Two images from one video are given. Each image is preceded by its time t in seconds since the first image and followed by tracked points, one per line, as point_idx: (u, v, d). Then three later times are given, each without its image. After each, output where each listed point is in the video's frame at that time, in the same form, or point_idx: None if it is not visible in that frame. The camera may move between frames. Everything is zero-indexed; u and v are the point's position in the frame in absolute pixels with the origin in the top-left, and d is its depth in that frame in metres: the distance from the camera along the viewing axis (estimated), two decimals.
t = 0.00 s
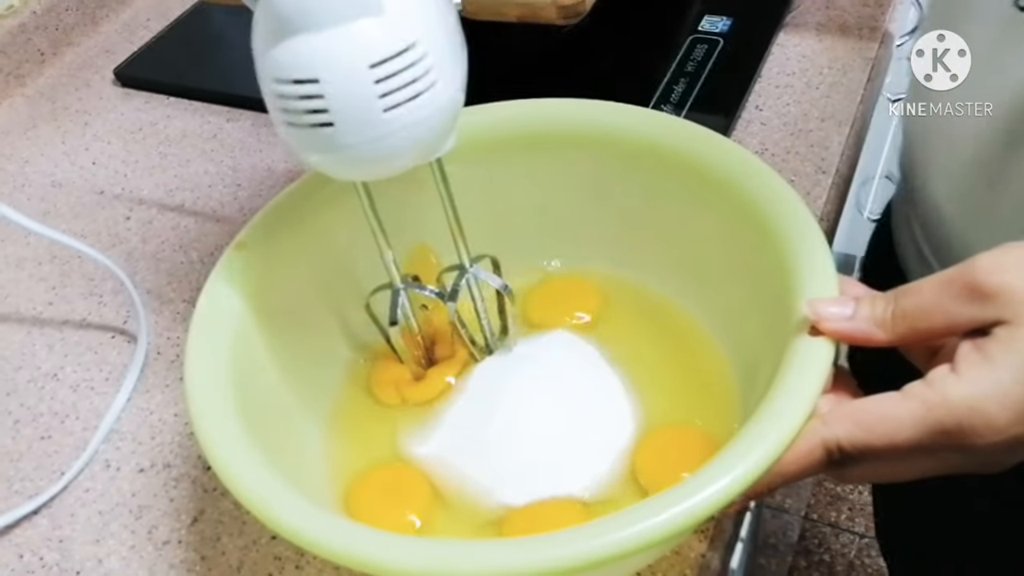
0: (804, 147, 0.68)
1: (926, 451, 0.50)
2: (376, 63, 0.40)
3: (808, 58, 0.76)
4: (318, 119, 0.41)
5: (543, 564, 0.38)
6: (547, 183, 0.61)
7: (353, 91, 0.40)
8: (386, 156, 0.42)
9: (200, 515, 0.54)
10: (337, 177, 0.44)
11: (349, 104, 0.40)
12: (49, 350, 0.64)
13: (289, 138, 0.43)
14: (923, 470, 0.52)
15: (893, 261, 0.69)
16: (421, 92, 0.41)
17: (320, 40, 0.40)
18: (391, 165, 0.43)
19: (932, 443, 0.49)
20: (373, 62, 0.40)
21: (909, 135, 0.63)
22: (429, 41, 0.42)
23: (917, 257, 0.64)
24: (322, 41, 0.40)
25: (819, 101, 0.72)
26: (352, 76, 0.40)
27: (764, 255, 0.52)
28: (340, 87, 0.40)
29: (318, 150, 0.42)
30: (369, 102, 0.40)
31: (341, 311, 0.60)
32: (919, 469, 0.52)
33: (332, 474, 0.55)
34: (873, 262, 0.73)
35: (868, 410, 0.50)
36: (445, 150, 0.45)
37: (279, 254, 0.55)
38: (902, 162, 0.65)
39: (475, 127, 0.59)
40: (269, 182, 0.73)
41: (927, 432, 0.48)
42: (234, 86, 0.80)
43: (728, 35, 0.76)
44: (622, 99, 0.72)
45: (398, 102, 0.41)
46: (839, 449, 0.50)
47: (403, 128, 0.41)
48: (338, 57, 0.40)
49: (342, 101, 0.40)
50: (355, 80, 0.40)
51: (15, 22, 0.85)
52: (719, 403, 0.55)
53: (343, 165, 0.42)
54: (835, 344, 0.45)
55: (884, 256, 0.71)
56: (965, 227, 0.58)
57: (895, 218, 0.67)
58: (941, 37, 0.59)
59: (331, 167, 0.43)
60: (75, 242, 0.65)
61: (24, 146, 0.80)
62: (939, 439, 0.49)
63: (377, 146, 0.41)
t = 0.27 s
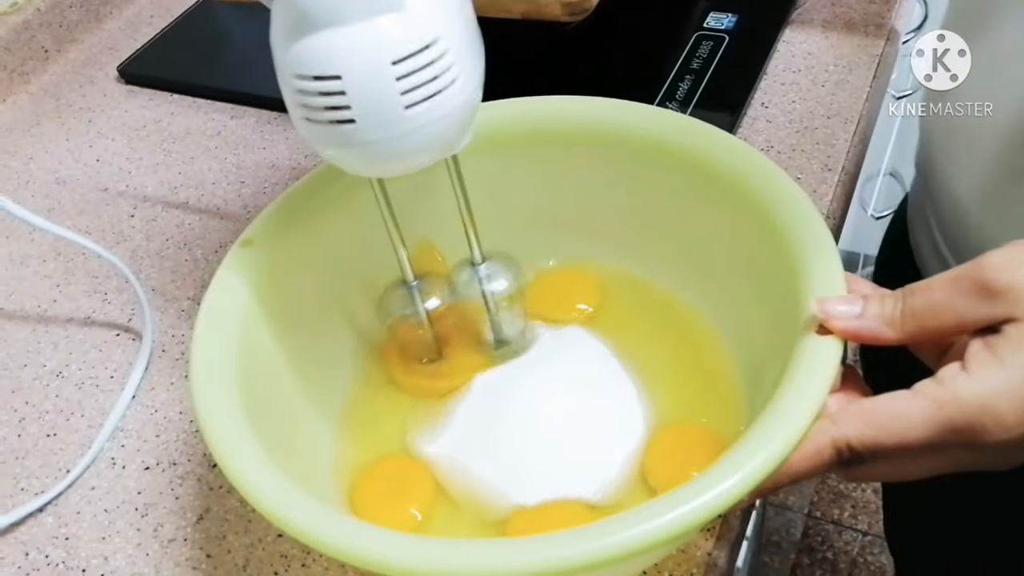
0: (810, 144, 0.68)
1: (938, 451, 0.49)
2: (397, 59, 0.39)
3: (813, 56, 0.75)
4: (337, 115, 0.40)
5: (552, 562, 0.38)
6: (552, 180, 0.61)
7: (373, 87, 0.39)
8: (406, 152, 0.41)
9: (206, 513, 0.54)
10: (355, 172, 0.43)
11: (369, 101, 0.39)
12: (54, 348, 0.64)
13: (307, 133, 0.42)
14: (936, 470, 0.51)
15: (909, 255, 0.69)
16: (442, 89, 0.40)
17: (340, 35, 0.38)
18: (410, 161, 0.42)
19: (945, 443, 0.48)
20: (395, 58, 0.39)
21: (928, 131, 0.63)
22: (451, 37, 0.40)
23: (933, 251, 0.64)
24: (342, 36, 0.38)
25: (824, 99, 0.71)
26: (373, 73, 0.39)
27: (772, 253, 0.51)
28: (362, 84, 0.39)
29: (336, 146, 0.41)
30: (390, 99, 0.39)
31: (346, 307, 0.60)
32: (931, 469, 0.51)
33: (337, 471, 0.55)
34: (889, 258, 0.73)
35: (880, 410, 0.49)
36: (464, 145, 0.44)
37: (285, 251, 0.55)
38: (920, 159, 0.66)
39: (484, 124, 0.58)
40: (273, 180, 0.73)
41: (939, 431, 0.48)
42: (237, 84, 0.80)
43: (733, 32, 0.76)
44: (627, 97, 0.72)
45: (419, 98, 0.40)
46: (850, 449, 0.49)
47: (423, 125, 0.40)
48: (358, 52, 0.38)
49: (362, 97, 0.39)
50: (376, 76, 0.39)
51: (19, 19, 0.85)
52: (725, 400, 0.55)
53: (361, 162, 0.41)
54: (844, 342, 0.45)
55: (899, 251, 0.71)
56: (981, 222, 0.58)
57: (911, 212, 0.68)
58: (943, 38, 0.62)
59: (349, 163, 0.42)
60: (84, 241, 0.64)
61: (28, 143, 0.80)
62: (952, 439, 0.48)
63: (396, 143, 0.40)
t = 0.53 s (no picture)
0: (814, 143, 0.68)
1: (943, 451, 0.49)
2: (395, 70, 0.39)
3: (818, 55, 0.75)
4: (332, 123, 0.39)
5: (556, 562, 0.38)
6: (556, 181, 0.61)
7: (368, 97, 0.39)
8: (399, 165, 0.41)
9: (210, 511, 0.54)
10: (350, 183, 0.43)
11: (364, 109, 0.39)
12: (58, 346, 0.64)
13: (303, 139, 0.41)
14: (939, 471, 0.51)
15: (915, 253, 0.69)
16: (439, 103, 0.40)
17: (340, 41, 0.38)
18: (405, 176, 0.41)
19: (950, 444, 0.48)
20: (392, 69, 0.39)
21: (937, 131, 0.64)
22: (451, 50, 0.40)
23: (940, 247, 0.64)
24: (342, 43, 0.38)
25: (829, 97, 0.71)
26: (368, 82, 0.39)
27: (776, 252, 0.51)
28: (358, 91, 0.39)
29: (330, 154, 0.41)
30: (384, 109, 0.39)
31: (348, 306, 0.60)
32: (935, 470, 0.51)
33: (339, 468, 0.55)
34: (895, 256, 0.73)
35: (886, 410, 0.49)
36: (461, 164, 0.44)
37: (289, 250, 0.55)
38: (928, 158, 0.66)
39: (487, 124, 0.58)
40: (277, 178, 0.73)
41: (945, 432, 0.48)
42: (241, 82, 0.80)
43: (737, 31, 0.76)
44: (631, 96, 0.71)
45: (414, 111, 0.39)
46: (855, 450, 0.49)
47: (418, 139, 0.40)
48: (355, 61, 0.38)
49: (356, 106, 0.39)
50: (372, 86, 0.39)
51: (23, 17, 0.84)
52: (728, 400, 0.55)
53: (355, 172, 0.41)
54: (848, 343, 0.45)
55: (906, 248, 0.71)
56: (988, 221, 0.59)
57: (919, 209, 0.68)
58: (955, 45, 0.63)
59: (343, 172, 0.41)
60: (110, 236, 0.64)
61: (32, 142, 0.80)
62: (957, 440, 0.48)
63: (390, 155, 0.40)
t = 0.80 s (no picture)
0: (815, 142, 0.68)
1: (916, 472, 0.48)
2: (402, 76, 0.38)
3: (819, 53, 0.75)
4: (337, 124, 0.39)
5: (555, 560, 0.38)
6: (557, 180, 0.61)
7: (372, 102, 0.38)
8: (402, 172, 0.40)
9: (211, 509, 0.54)
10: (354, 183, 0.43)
11: (367, 113, 0.39)
12: (60, 344, 0.64)
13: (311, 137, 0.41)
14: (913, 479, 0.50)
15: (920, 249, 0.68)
16: (447, 112, 0.40)
17: (350, 43, 0.38)
18: (411, 183, 0.41)
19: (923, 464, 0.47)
20: (398, 75, 0.38)
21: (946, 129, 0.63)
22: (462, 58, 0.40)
23: (943, 244, 0.64)
24: (352, 46, 0.38)
25: (830, 96, 0.71)
26: (375, 86, 0.38)
27: (776, 251, 0.51)
28: (361, 96, 0.38)
29: (334, 154, 0.40)
30: (389, 115, 0.39)
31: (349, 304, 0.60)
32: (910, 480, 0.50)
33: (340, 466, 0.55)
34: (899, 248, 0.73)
35: (855, 440, 0.47)
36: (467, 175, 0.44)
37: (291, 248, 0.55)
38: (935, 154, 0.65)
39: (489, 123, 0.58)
40: (279, 177, 0.73)
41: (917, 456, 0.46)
42: (242, 81, 0.80)
43: (739, 30, 0.76)
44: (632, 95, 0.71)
45: (417, 119, 0.39)
46: (829, 484, 0.47)
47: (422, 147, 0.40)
48: (363, 65, 0.38)
49: (369, 111, 0.39)
50: (377, 92, 0.38)
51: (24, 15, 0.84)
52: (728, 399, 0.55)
53: (359, 174, 0.41)
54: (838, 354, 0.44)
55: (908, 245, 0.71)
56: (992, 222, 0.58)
57: (922, 204, 0.67)
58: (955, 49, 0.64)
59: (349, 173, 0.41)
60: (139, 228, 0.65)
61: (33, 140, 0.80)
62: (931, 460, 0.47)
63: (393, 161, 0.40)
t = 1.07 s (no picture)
0: (815, 142, 0.68)
1: (905, 480, 0.46)
2: (430, 76, 0.39)
3: (819, 53, 0.75)
4: (365, 126, 0.39)
5: (553, 558, 0.38)
6: (556, 180, 0.61)
7: (402, 103, 0.39)
8: (430, 169, 0.41)
9: (211, 507, 0.54)
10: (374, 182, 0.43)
11: (397, 114, 0.39)
12: (61, 343, 0.64)
13: (334, 138, 0.41)
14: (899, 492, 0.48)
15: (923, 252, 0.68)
16: (470, 110, 0.40)
17: (377, 45, 0.38)
18: (435, 178, 0.42)
19: (911, 474, 0.45)
20: (428, 75, 0.39)
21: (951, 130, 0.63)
22: (484, 55, 0.40)
23: (946, 244, 0.63)
24: (380, 47, 0.38)
25: (829, 96, 0.71)
26: (402, 87, 0.38)
27: (775, 249, 0.51)
28: (392, 96, 0.38)
29: (359, 155, 0.40)
30: (418, 114, 0.39)
31: (348, 303, 0.60)
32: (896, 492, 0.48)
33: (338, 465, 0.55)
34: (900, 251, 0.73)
35: (849, 439, 0.45)
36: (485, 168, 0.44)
37: (292, 246, 0.55)
38: (940, 155, 0.65)
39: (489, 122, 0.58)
40: (279, 176, 0.73)
41: (910, 463, 0.45)
42: (243, 80, 0.80)
43: (739, 29, 0.76)
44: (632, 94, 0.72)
45: (446, 118, 0.39)
46: (819, 479, 0.44)
47: (449, 144, 0.40)
48: (392, 67, 0.38)
49: (393, 109, 0.39)
50: (408, 92, 0.38)
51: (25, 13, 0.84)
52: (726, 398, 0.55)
53: (386, 174, 0.41)
54: (832, 367, 0.43)
55: (909, 245, 0.70)
56: (995, 222, 0.58)
57: (926, 204, 0.67)
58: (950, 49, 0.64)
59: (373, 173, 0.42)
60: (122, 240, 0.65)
61: (34, 139, 0.80)
62: (919, 471, 0.45)
63: (421, 160, 0.40)
